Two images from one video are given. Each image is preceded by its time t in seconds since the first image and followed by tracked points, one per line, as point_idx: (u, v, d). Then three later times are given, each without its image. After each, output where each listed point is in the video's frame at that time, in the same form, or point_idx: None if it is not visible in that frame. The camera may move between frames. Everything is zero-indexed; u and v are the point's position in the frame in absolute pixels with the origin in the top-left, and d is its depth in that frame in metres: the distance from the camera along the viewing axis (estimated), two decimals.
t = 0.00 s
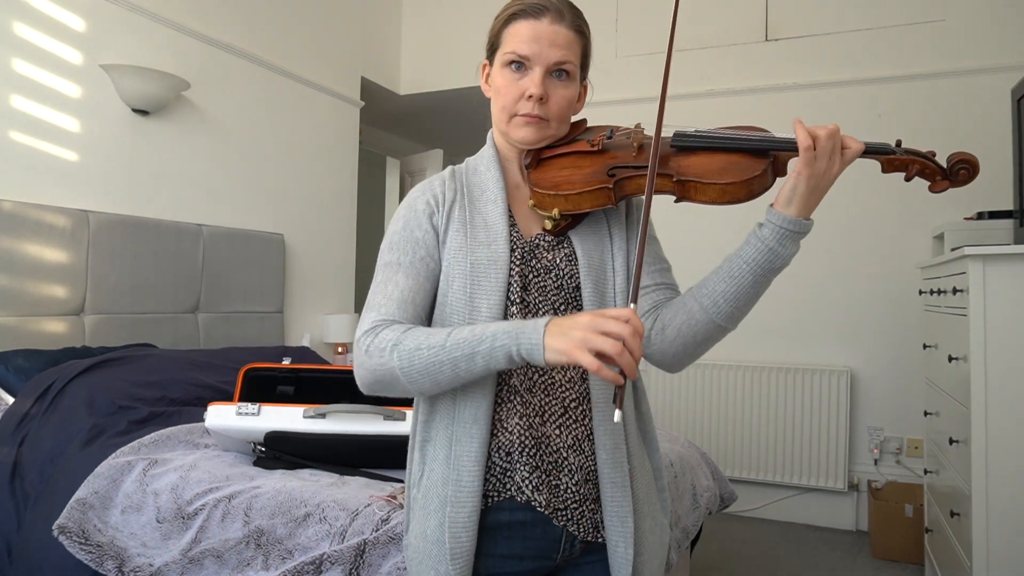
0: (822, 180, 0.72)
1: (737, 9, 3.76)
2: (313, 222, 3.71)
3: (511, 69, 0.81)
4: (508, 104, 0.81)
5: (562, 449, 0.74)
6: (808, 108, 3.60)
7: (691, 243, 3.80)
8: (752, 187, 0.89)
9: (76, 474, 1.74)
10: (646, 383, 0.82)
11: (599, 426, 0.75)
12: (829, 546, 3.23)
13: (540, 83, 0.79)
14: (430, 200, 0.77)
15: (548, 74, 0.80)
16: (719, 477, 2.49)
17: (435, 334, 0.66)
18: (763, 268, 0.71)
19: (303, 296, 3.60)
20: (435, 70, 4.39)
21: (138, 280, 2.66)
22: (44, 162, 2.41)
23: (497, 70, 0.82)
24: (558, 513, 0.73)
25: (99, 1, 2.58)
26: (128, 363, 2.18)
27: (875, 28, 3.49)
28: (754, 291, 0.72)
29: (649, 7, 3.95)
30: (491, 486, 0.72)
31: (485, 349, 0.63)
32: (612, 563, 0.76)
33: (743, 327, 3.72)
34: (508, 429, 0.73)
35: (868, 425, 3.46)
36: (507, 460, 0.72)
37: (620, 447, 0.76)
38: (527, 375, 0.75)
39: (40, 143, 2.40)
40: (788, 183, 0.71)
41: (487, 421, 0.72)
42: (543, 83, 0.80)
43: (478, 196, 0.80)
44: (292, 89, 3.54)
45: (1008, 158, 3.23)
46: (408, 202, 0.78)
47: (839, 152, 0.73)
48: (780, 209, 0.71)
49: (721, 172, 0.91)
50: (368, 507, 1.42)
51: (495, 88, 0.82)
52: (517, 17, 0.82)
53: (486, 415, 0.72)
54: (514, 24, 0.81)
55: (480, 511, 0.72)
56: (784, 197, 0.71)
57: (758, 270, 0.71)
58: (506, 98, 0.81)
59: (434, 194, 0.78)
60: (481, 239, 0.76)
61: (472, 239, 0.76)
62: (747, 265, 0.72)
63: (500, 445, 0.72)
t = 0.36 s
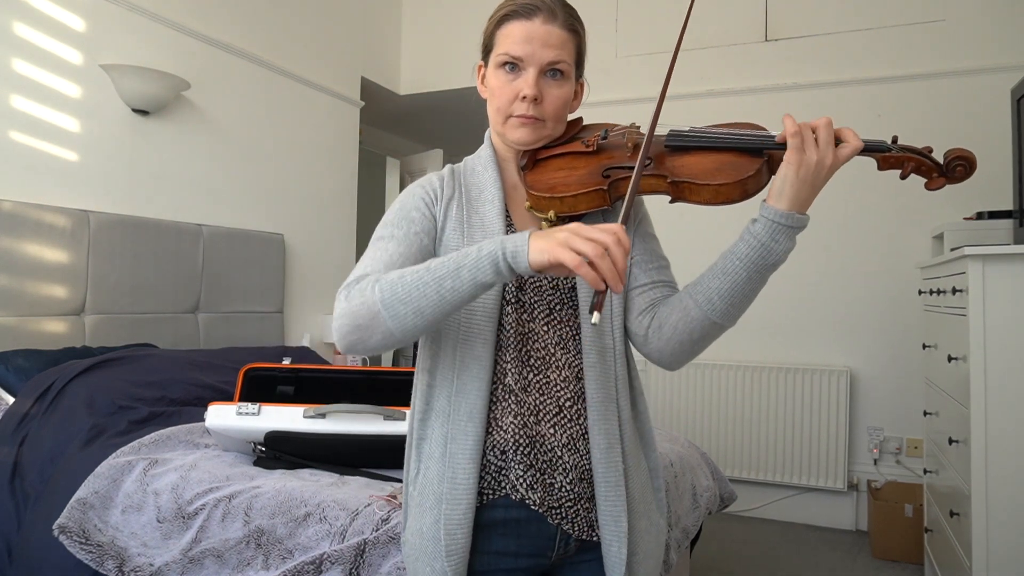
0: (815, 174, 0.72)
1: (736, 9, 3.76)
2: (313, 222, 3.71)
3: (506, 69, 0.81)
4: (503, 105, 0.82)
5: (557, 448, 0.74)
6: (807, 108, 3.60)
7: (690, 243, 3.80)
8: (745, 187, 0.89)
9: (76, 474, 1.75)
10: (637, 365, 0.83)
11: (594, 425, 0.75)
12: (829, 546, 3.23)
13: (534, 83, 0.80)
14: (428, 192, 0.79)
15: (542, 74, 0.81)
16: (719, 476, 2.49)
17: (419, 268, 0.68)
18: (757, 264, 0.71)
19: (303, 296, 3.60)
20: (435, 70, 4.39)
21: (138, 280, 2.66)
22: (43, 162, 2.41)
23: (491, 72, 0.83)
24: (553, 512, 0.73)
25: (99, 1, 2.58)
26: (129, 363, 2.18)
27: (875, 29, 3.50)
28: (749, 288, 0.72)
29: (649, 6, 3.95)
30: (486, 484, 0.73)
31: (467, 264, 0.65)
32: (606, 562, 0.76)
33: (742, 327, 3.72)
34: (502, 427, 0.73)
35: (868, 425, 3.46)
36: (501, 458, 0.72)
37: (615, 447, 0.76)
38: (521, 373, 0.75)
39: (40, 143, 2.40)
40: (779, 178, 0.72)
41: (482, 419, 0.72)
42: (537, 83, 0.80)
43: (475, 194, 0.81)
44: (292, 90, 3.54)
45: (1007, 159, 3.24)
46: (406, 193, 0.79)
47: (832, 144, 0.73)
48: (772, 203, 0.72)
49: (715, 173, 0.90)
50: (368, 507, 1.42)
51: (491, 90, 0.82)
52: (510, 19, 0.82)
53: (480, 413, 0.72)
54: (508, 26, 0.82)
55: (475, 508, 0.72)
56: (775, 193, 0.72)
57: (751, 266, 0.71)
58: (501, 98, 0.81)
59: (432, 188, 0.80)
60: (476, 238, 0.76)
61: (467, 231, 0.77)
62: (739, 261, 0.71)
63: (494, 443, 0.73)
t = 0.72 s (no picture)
0: (840, 175, 0.70)
1: (736, 9, 3.76)
2: (313, 222, 3.71)
3: (494, 71, 0.81)
4: (493, 107, 0.81)
5: (545, 448, 0.74)
6: (807, 108, 3.60)
7: (691, 242, 3.80)
8: (731, 184, 0.89)
9: (76, 474, 1.75)
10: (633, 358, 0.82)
11: (583, 425, 0.75)
12: (829, 546, 3.23)
13: (522, 83, 0.79)
14: (424, 190, 0.80)
15: (530, 74, 0.80)
16: (719, 476, 2.49)
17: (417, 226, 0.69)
18: (773, 265, 0.71)
19: (303, 296, 3.60)
20: (435, 70, 4.39)
21: (138, 280, 2.66)
22: (44, 162, 2.41)
23: (480, 73, 0.83)
24: (541, 512, 0.73)
25: (99, 1, 2.58)
26: (129, 363, 2.18)
27: (875, 28, 3.49)
28: (762, 287, 0.72)
29: (649, 6, 3.95)
30: (474, 483, 0.73)
31: (464, 215, 0.66)
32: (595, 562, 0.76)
33: (743, 327, 3.72)
34: (490, 427, 0.73)
35: (868, 425, 3.46)
36: (489, 458, 0.73)
37: (604, 447, 0.76)
38: (510, 374, 0.75)
39: (40, 143, 2.40)
40: (806, 179, 0.70)
41: (470, 418, 0.73)
42: (525, 83, 0.80)
43: (468, 193, 0.81)
44: (291, 90, 3.54)
45: (1008, 158, 3.24)
46: (402, 187, 0.81)
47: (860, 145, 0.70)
48: (796, 203, 0.71)
49: (700, 171, 0.91)
50: (368, 507, 1.42)
51: (480, 92, 0.82)
52: (497, 19, 0.83)
53: (469, 412, 0.73)
54: (495, 26, 0.82)
55: (464, 506, 0.72)
56: (798, 194, 0.71)
57: (767, 267, 0.71)
58: (489, 100, 0.81)
59: (428, 185, 0.81)
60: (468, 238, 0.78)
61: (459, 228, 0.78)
62: (755, 263, 0.71)
63: (484, 443, 0.73)
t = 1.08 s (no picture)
0: (812, 163, 0.65)
1: (736, 9, 3.76)
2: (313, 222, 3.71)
3: (476, 71, 0.82)
4: (477, 106, 0.82)
5: (526, 450, 0.74)
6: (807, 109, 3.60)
7: (690, 243, 3.80)
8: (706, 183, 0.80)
9: (76, 474, 1.75)
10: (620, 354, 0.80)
11: (564, 427, 0.74)
12: (829, 546, 3.23)
13: (502, 80, 0.80)
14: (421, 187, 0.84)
15: (510, 70, 0.81)
16: (719, 476, 2.50)
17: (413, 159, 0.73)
18: (747, 261, 0.67)
19: (303, 297, 3.60)
20: (435, 70, 4.39)
21: (138, 279, 2.66)
22: (44, 162, 2.41)
23: (463, 74, 0.84)
24: (521, 512, 0.73)
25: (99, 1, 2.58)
26: (129, 363, 2.18)
27: (875, 29, 3.50)
28: (740, 284, 0.67)
29: (649, 6, 3.95)
30: (457, 480, 0.74)
31: (456, 142, 0.70)
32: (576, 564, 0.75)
33: (742, 327, 3.72)
34: (472, 426, 0.74)
35: (868, 425, 3.46)
36: (471, 458, 0.74)
37: (585, 450, 0.74)
38: (491, 375, 0.76)
39: (40, 143, 2.40)
40: (773, 169, 0.66)
41: (453, 416, 0.74)
42: (506, 79, 0.81)
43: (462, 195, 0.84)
44: (291, 90, 3.54)
45: (1007, 159, 3.24)
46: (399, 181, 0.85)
47: (838, 131, 0.66)
48: (767, 194, 0.67)
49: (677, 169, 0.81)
50: (368, 507, 1.42)
51: (464, 92, 0.83)
52: (474, 18, 0.84)
53: (451, 412, 0.74)
54: (472, 25, 0.83)
55: (446, 503, 0.74)
56: (768, 185, 0.67)
57: (741, 262, 0.67)
58: (473, 100, 0.82)
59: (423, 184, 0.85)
60: (458, 237, 0.80)
61: (450, 228, 0.81)
62: (729, 259, 0.67)
63: (466, 442, 0.74)
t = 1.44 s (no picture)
0: (729, 159, 0.59)
1: (736, 9, 3.76)
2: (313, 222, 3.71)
3: (450, 73, 0.87)
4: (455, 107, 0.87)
5: (496, 451, 0.77)
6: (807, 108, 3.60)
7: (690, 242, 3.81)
8: (648, 187, 0.75)
9: (76, 474, 1.75)
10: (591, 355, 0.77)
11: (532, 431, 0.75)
12: (829, 546, 3.23)
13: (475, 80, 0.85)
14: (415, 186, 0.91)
15: (482, 69, 0.85)
16: (719, 476, 2.49)
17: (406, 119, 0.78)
18: (671, 263, 0.62)
19: (303, 297, 3.60)
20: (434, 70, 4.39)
21: (138, 279, 2.66)
22: (44, 162, 2.41)
23: (439, 76, 0.88)
24: (491, 512, 0.77)
25: (99, 2, 2.58)
26: (129, 363, 2.18)
27: (875, 28, 3.50)
28: (675, 288, 0.62)
29: (648, 6, 3.94)
30: (432, 477, 0.79)
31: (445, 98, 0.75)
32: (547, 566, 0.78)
33: (742, 327, 3.72)
34: (445, 425, 0.78)
35: (868, 425, 3.46)
36: (444, 457, 0.78)
37: (552, 455, 0.75)
38: (464, 376, 0.79)
39: (40, 143, 2.40)
40: (693, 165, 0.61)
41: (428, 414, 0.78)
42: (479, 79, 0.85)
43: (449, 194, 0.89)
44: (291, 89, 3.54)
45: (1007, 159, 3.24)
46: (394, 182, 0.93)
47: (761, 124, 0.59)
48: (689, 195, 0.61)
49: (621, 172, 0.77)
50: (368, 507, 1.42)
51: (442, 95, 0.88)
52: (443, 21, 0.88)
53: (425, 411, 0.79)
54: (442, 28, 0.87)
55: (422, 498, 0.79)
56: (690, 182, 0.62)
57: (666, 265, 0.62)
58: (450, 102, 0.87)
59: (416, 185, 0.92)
60: (441, 235, 0.86)
61: (436, 225, 0.87)
62: (656, 261, 0.62)
63: (440, 441, 0.78)
